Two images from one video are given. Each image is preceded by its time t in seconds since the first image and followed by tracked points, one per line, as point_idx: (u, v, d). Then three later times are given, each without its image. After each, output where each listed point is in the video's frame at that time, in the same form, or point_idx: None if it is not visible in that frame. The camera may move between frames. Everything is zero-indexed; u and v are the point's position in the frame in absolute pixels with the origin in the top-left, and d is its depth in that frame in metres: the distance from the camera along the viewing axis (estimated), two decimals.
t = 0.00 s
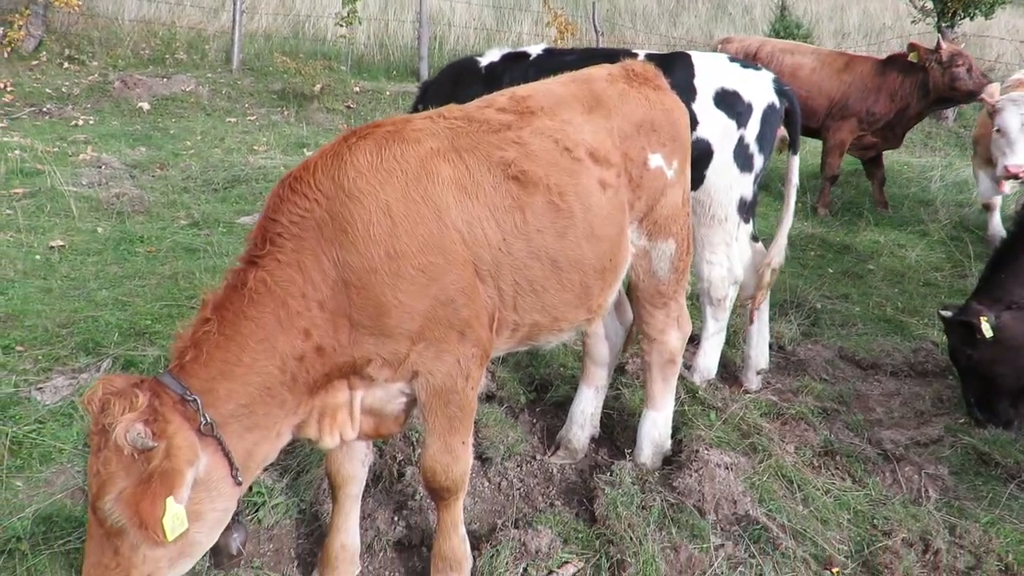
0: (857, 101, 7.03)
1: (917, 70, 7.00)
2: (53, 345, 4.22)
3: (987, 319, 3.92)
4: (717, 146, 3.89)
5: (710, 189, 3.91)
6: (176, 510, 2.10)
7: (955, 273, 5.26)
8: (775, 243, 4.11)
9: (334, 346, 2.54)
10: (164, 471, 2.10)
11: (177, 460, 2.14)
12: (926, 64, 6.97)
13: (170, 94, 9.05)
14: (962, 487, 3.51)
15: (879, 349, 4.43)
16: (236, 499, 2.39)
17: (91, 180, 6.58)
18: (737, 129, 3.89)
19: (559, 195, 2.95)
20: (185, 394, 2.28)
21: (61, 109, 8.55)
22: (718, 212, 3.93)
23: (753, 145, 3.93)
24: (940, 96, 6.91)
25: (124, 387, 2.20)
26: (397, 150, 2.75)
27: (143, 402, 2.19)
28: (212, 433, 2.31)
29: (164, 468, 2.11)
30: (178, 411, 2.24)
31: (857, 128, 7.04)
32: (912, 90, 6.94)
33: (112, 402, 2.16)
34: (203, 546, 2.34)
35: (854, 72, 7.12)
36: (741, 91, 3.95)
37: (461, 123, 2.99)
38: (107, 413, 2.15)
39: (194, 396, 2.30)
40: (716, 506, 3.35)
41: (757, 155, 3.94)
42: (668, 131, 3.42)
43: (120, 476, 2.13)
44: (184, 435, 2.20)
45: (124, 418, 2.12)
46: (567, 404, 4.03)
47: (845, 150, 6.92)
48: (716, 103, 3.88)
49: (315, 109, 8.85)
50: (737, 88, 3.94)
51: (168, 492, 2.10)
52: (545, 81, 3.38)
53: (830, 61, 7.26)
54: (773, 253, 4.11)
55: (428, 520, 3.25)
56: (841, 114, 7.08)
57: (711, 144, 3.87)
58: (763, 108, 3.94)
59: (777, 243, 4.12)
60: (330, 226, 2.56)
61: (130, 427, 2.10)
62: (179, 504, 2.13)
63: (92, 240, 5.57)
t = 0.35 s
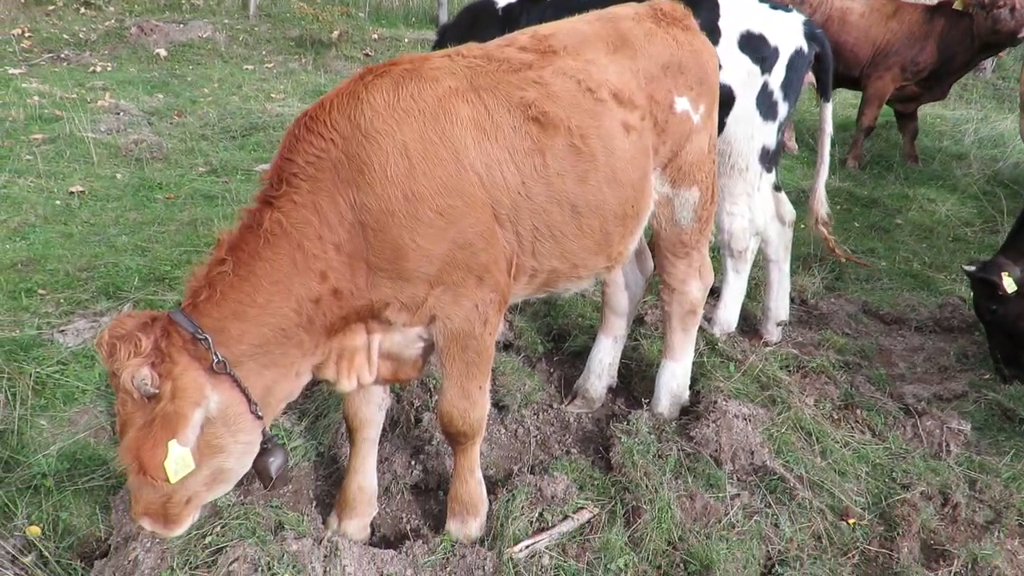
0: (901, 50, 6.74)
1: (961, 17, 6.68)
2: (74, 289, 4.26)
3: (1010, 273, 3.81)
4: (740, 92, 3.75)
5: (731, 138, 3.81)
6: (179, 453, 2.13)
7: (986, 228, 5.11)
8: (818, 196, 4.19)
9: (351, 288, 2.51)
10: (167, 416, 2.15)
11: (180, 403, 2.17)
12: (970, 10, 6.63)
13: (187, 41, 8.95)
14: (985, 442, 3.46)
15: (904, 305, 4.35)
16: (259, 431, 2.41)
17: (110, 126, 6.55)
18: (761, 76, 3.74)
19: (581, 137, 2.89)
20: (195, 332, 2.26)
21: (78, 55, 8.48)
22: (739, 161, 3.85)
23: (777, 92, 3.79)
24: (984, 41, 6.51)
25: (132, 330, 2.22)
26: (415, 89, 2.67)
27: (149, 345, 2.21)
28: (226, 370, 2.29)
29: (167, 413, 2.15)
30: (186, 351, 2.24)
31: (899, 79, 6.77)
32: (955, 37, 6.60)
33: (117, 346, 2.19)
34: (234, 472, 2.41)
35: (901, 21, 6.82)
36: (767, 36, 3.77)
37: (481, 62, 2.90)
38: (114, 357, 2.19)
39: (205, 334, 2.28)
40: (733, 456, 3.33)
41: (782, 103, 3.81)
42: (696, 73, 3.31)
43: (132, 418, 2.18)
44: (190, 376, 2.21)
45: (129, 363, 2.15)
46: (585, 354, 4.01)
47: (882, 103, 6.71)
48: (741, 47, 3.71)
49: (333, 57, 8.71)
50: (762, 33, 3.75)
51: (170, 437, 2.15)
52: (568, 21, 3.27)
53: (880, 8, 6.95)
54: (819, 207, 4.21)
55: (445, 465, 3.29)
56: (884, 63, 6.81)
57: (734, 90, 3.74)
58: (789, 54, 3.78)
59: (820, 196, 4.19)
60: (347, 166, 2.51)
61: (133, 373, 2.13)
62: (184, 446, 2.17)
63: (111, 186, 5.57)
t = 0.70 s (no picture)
0: (914, 14, 6.54)
1: None
2: (78, 257, 4.28)
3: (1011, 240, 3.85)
4: (739, 60, 3.64)
5: (730, 107, 3.75)
6: (170, 421, 2.17)
7: (991, 197, 5.05)
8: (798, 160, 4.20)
9: (346, 260, 2.52)
10: (162, 383, 2.19)
11: (176, 372, 2.20)
12: None
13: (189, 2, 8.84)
14: (978, 414, 3.49)
15: (904, 275, 4.33)
16: (250, 406, 2.46)
17: (111, 90, 6.51)
18: (761, 42, 3.64)
19: (578, 106, 2.82)
20: (194, 306, 2.31)
21: (79, 16, 8.38)
22: (738, 130, 3.81)
23: (777, 59, 3.71)
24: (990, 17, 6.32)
25: (138, 299, 2.28)
26: (410, 57, 2.62)
27: (152, 315, 2.26)
28: (221, 344, 2.34)
29: (163, 380, 2.19)
30: (185, 323, 2.29)
31: (911, 44, 6.59)
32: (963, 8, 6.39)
33: (122, 313, 2.25)
34: (223, 447, 2.46)
35: None
36: None
37: (479, 28, 2.82)
38: (118, 324, 2.25)
39: (203, 308, 2.32)
40: (727, 426, 3.38)
41: (781, 70, 3.75)
42: (698, 39, 3.22)
43: (129, 385, 2.23)
44: (187, 348, 2.25)
45: (131, 331, 2.21)
46: (583, 324, 4.03)
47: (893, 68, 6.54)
48: (741, 12, 3.57)
49: (335, 18, 8.58)
50: None
51: (163, 404, 2.18)
52: None
53: None
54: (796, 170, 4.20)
55: (442, 434, 3.37)
56: (896, 27, 6.61)
57: (733, 58, 3.63)
58: (791, 20, 3.69)
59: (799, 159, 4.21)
60: (340, 137, 2.49)
61: (135, 340, 2.19)
62: (175, 416, 2.20)
63: (113, 152, 5.56)
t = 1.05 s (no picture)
0: (821, 34, 6.76)
1: (872, 28, 6.68)
2: None
3: (910, 246, 3.93)
4: (655, 79, 3.86)
5: (648, 125, 3.92)
6: (71, 454, 2.10)
7: (899, 207, 5.35)
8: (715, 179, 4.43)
9: (263, 285, 2.50)
10: (63, 417, 2.14)
11: (80, 406, 2.16)
12: (882, 23, 6.62)
13: (108, 15, 8.56)
14: (888, 415, 3.67)
15: (820, 283, 4.51)
16: (171, 436, 2.41)
17: (24, 107, 6.24)
18: (675, 64, 3.87)
19: (497, 130, 2.88)
20: (102, 337, 2.26)
21: None
22: (657, 148, 3.97)
23: (690, 79, 3.97)
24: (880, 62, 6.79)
25: (49, 333, 2.26)
26: (326, 82, 2.64)
27: (59, 349, 2.23)
28: (133, 375, 2.29)
29: (64, 415, 2.14)
30: (94, 355, 2.25)
31: (818, 63, 6.81)
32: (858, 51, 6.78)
33: (31, 349, 2.24)
34: (151, 477, 2.41)
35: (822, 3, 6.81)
36: (680, 23, 3.88)
37: (397, 53, 2.86)
38: (27, 359, 2.24)
39: (112, 338, 2.28)
40: (654, 437, 3.47)
41: (694, 89, 4.00)
42: (615, 63, 3.33)
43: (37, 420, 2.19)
44: (93, 381, 2.21)
45: (37, 366, 2.20)
46: (515, 340, 4.08)
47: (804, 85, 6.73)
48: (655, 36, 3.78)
49: (263, 33, 8.45)
50: (675, 20, 3.86)
51: (64, 438, 2.11)
52: (488, 9, 3.24)
53: None
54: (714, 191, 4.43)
55: (373, 456, 3.34)
56: (805, 45, 6.81)
57: (650, 79, 3.84)
58: (701, 42, 3.95)
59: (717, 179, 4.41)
60: (254, 162, 2.48)
61: (40, 375, 2.17)
62: (79, 450, 2.13)
63: (26, 172, 5.33)
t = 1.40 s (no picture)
0: (696, 69, 7.17)
1: (745, 68, 7.04)
2: None
3: (782, 274, 4.08)
4: (537, 117, 4.06)
5: (532, 160, 4.05)
6: None
7: (781, 233, 5.69)
8: (613, 206, 4.52)
9: (131, 339, 2.41)
10: None
11: None
12: (754, 64, 6.98)
13: None
14: (775, 432, 3.85)
15: (710, 308, 4.71)
16: (41, 494, 2.33)
17: None
18: (556, 102, 4.09)
19: (381, 173, 2.90)
20: None
21: None
22: (541, 182, 4.10)
23: (573, 117, 4.15)
24: (751, 100, 7.14)
25: None
26: (198, 128, 2.63)
27: None
28: None
29: None
30: None
31: (698, 97, 7.18)
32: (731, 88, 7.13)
33: None
34: (27, 540, 2.33)
35: (699, 42, 7.24)
36: (561, 65, 4.15)
37: (275, 98, 2.87)
38: None
39: None
40: (554, 468, 3.50)
41: (577, 127, 4.17)
42: (500, 105, 3.41)
43: None
44: None
45: None
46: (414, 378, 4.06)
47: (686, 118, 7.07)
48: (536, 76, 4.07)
49: (153, 71, 8.19)
50: (557, 62, 4.13)
51: None
52: (371, 53, 3.28)
53: (679, 28, 7.33)
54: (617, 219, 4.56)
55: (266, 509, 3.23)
56: (684, 81, 7.20)
57: (531, 116, 4.04)
58: (583, 83, 4.17)
59: (615, 208, 4.51)
60: (119, 212, 2.42)
61: None
62: None
63: None
